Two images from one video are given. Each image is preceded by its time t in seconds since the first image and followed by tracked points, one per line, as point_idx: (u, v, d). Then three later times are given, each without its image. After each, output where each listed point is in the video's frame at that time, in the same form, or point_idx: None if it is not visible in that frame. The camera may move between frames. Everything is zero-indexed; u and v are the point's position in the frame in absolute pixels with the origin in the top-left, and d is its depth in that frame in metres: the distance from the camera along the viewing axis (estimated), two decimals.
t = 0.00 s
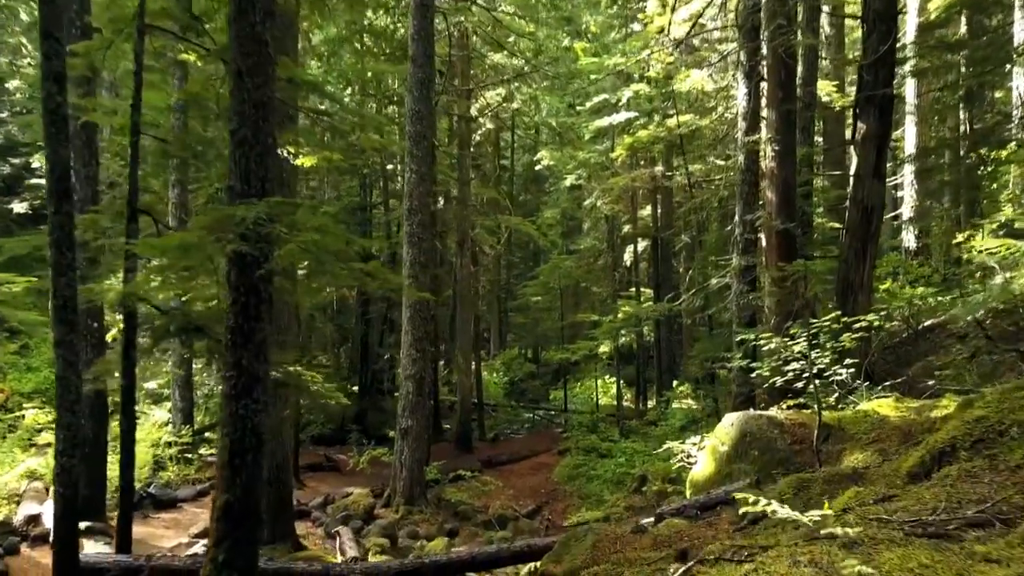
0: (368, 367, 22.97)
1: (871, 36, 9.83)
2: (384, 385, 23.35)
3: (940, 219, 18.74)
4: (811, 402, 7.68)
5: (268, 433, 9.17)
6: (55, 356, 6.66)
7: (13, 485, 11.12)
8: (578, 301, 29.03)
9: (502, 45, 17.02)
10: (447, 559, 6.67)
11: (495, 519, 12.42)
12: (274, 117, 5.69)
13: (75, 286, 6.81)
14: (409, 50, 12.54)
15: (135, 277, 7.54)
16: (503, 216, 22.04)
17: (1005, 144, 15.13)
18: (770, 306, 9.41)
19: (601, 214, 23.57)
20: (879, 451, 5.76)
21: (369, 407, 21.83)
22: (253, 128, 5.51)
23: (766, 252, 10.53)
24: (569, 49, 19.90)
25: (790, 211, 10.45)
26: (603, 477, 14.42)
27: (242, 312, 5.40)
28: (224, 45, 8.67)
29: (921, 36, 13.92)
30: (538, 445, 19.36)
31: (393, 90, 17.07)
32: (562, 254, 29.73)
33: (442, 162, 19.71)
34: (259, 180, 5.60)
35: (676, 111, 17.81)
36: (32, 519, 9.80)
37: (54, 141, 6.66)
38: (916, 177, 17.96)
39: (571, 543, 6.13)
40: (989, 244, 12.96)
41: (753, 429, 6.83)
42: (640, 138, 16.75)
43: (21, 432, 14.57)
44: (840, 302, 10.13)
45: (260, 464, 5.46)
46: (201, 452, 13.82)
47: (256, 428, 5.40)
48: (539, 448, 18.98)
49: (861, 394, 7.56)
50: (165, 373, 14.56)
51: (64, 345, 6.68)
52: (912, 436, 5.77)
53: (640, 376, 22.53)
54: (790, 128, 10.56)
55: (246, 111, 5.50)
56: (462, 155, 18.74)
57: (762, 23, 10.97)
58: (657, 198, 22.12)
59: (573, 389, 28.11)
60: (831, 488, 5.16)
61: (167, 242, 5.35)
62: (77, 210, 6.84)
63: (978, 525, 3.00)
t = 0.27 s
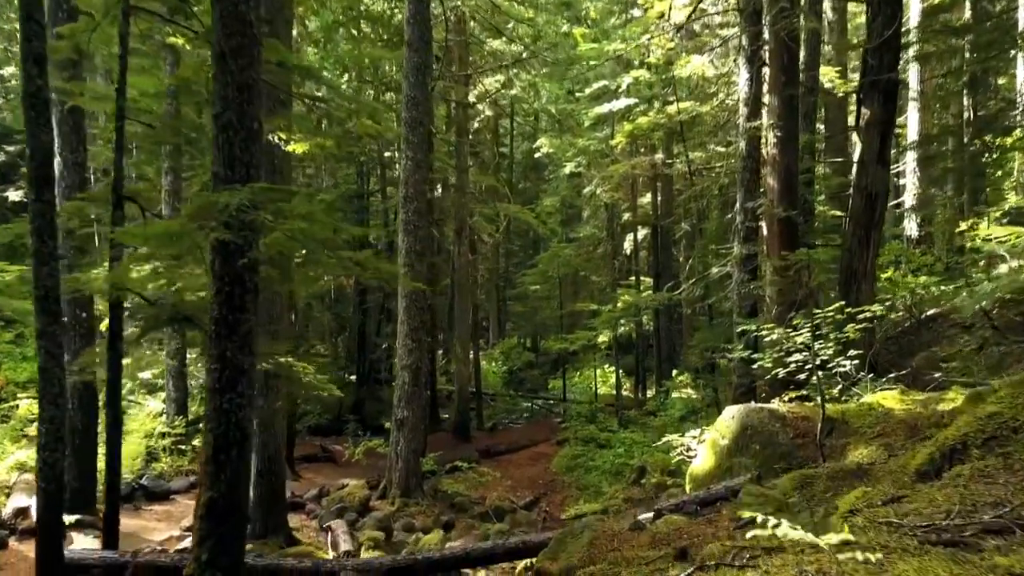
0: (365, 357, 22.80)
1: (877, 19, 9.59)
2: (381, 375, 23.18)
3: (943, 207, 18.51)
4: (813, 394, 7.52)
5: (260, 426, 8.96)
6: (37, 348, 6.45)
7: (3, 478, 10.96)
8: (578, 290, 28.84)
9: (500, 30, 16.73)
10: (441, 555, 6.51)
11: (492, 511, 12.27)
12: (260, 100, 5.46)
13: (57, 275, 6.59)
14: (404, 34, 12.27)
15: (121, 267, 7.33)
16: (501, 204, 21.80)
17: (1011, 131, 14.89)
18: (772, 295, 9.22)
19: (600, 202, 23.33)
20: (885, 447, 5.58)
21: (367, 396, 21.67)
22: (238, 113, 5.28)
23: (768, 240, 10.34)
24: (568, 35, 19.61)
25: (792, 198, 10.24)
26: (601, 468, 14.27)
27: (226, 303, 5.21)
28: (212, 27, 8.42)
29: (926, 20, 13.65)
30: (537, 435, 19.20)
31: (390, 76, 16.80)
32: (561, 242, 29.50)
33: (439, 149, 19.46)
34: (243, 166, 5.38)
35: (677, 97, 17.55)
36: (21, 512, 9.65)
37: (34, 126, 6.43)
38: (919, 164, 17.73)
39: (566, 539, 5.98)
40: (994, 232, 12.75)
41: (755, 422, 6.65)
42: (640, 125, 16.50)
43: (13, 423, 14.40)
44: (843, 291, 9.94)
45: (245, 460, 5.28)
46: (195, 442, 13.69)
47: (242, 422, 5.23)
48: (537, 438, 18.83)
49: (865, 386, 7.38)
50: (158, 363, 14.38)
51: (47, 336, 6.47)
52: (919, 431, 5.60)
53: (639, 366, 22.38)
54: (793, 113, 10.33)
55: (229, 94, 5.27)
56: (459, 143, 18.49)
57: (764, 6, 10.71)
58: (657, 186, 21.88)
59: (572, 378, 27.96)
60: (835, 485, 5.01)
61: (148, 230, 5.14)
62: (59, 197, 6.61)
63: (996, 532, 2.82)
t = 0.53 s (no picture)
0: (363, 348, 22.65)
1: (881, 4, 9.38)
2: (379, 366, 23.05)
3: (946, 197, 18.33)
4: (815, 387, 7.36)
5: (252, 420, 8.82)
6: (21, 342, 6.27)
7: None
8: (577, 281, 28.68)
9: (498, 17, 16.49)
10: (434, 553, 6.37)
11: (489, 504, 12.15)
12: (246, 85, 5.26)
13: (41, 267, 6.40)
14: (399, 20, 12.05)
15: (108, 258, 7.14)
16: (500, 194, 21.61)
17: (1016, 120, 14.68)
18: (774, 287, 9.06)
19: (600, 192, 23.13)
20: (890, 443, 5.44)
21: (364, 388, 21.54)
22: (223, 99, 5.08)
23: (769, 230, 10.17)
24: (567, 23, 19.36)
25: (794, 188, 10.07)
26: (600, 460, 14.15)
27: (211, 295, 5.05)
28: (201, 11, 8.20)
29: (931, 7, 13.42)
30: (535, 426, 19.06)
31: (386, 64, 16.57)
32: (560, 232, 29.30)
33: (437, 139, 19.25)
34: (229, 154, 5.19)
35: (677, 86, 17.33)
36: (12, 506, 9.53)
37: (15, 113, 6.22)
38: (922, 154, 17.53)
39: (563, 536, 5.85)
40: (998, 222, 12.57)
41: (756, 417, 6.50)
42: (640, 114, 16.29)
43: (7, 415, 14.25)
44: (845, 282, 9.78)
45: (232, 457, 5.14)
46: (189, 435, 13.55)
47: (228, 418, 5.08)
48: (536, 430, 18.73)
49: (868, 380, 7.23)
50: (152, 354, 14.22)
51: (30, 330, 6.29)
52: (926, 427, 5.45)
53: (639, 356, 22.25)
54: (795, 101, 10.13)
55: (214, 79, 5.07)
56: (457, 132, 18.28)
57: None
58: (657, 176, 21.68)
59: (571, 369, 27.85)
60: (839, 483, 4.87)
61: (130, 220, 4.95)
62: (42, 187, 6.42)
63: (1013, 539, 2.69)
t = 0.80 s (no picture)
0: (361, 339, 22.51)
1: None
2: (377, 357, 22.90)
3: (949, 187, 18.13)
4: (817, 380, 7.21)
5: (245, 413, 8.67)
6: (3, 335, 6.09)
7: None
8: (576, 271, 28.49)
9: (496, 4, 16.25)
10: (428, 551, 6.22)
11: (487, 498, 12.03)
12: (231, 71, 5.08)
13: (23, 258, 6.21)
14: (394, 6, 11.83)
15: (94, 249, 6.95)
16: (498, 184, 21.42)
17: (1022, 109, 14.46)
18: (775, 278, 8.89)
19: (599, 182, 22.94)
20: (896, 440, 5.30)
21: (362, 379, 21.39)
22: (206, 85, 4.90)
23: (770, 221, 10.01)
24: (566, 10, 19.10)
25: (796, 177, 9.90)
26: (598, 453, 14.02)
27: (196, 288, 4.88)
28: None
29: None
30: (534, 418, 18.92)
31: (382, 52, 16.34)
32: (560, 222, 29.10)
33: (435, 128, 19.03)
34: (213, 142, 5.00)
35: (678, 74, 17.10)
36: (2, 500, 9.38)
37: None
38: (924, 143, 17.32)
39: (559, 535, 5.70)
40: (1002, 212, 12.40)
41: (757, 412, 6.33)
42: (640, 103, 16.08)
43: None
44: (848, 273, 9.61)
45: (217, 455, 4.97)
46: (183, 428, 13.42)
47: (213, 415, 4.92)
48: (534, 421, 18.60)
49: (871, 373, 7.09)
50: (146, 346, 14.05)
51: (12, 323, 6.09)
52: (932, 424, 5.32)
53: (639, 347, 22.10)
54: (798, 89, 9.96)
55: (197, 64, 4.89)
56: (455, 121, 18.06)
57: None
58: (657, 166, 21.48)
59: (570, 359, 27.73)
60: (844, 482, 4.73)
61: (109, 209, 4.77)
62: (23, 176, 6.21)
63: None
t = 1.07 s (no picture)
0: (358, 329, 22.34)
1: None
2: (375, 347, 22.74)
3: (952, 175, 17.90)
4: (820, 374, 7.03)
5: (236, 407, 8.49)
6: None
7: None
8: (575, 260, 28.29)
9: None
10: (420, 549, 6.05)
11: (483, 490, 11.87)
12: (212, 53, 4.86)
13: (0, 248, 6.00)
14: None
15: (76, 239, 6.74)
16: (496, 172, 21.16)
17: None
18: (777, 268, 8.70)
19: (598, 169, 22.70)
20: (902, 437, 5.14)
21: (360, 369, 21.23)
22: (186, 68, 4.69)
23: (772, 209, 9.82)
24: None
25: (798, 165, 9.69)
26: (597, 444, 13.87)
27: (176, 280, 4.70)
28: None
29: None
30: (532, 408, 18.76)
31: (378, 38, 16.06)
32: (559, 211, 28.86)
33: (432, 116, 18.77)
34: (193, 128, 4.80)
35: (678, 60, 16.83)
36: None
37: None
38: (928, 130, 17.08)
39: (554, 533, 5.53)
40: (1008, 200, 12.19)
41: (759, 407, 6.17)
42: (640, 90, 15.82)
43: None
44: (851, 263, 9.41)
45: (199, 453, 4.80)
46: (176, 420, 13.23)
47: (194, 411, 4.74)
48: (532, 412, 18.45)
49: (875, 367, 6.91)
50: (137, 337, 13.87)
51: None
52: (940, 420, 5.15)
53: (638, 337, 21.92)
54: (801, 74, 9.72)
55: (176, 47, 4.68)
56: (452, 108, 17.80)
57: None
58: (657, 153, 21.22)
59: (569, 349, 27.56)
60: (848, 481, 4.57)
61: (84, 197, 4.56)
62: None
63: None
